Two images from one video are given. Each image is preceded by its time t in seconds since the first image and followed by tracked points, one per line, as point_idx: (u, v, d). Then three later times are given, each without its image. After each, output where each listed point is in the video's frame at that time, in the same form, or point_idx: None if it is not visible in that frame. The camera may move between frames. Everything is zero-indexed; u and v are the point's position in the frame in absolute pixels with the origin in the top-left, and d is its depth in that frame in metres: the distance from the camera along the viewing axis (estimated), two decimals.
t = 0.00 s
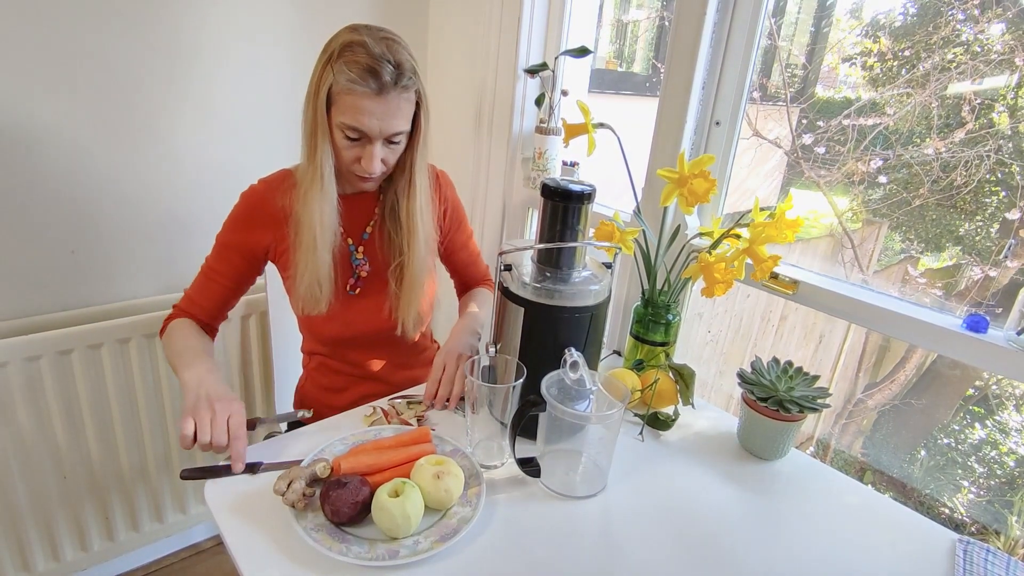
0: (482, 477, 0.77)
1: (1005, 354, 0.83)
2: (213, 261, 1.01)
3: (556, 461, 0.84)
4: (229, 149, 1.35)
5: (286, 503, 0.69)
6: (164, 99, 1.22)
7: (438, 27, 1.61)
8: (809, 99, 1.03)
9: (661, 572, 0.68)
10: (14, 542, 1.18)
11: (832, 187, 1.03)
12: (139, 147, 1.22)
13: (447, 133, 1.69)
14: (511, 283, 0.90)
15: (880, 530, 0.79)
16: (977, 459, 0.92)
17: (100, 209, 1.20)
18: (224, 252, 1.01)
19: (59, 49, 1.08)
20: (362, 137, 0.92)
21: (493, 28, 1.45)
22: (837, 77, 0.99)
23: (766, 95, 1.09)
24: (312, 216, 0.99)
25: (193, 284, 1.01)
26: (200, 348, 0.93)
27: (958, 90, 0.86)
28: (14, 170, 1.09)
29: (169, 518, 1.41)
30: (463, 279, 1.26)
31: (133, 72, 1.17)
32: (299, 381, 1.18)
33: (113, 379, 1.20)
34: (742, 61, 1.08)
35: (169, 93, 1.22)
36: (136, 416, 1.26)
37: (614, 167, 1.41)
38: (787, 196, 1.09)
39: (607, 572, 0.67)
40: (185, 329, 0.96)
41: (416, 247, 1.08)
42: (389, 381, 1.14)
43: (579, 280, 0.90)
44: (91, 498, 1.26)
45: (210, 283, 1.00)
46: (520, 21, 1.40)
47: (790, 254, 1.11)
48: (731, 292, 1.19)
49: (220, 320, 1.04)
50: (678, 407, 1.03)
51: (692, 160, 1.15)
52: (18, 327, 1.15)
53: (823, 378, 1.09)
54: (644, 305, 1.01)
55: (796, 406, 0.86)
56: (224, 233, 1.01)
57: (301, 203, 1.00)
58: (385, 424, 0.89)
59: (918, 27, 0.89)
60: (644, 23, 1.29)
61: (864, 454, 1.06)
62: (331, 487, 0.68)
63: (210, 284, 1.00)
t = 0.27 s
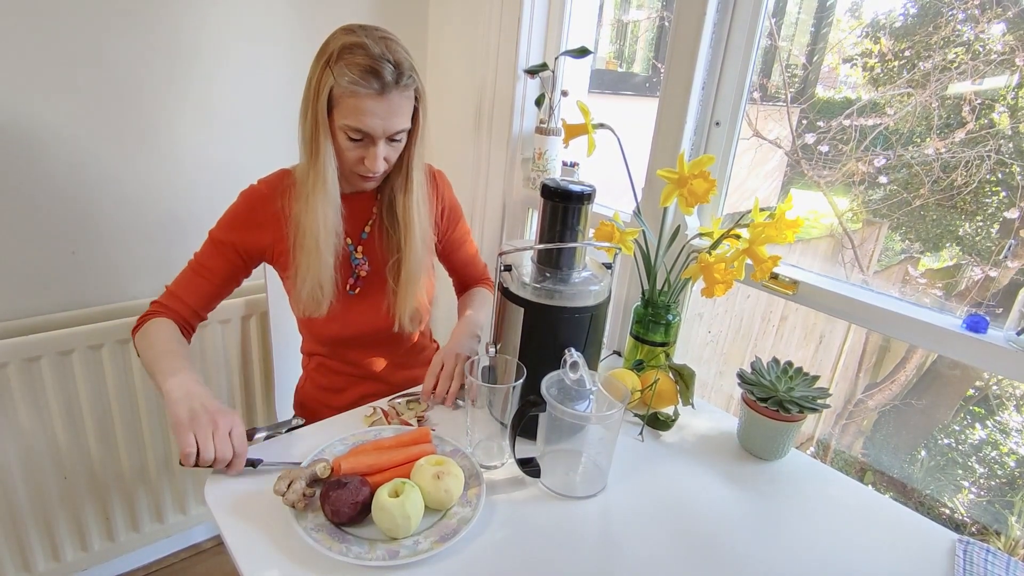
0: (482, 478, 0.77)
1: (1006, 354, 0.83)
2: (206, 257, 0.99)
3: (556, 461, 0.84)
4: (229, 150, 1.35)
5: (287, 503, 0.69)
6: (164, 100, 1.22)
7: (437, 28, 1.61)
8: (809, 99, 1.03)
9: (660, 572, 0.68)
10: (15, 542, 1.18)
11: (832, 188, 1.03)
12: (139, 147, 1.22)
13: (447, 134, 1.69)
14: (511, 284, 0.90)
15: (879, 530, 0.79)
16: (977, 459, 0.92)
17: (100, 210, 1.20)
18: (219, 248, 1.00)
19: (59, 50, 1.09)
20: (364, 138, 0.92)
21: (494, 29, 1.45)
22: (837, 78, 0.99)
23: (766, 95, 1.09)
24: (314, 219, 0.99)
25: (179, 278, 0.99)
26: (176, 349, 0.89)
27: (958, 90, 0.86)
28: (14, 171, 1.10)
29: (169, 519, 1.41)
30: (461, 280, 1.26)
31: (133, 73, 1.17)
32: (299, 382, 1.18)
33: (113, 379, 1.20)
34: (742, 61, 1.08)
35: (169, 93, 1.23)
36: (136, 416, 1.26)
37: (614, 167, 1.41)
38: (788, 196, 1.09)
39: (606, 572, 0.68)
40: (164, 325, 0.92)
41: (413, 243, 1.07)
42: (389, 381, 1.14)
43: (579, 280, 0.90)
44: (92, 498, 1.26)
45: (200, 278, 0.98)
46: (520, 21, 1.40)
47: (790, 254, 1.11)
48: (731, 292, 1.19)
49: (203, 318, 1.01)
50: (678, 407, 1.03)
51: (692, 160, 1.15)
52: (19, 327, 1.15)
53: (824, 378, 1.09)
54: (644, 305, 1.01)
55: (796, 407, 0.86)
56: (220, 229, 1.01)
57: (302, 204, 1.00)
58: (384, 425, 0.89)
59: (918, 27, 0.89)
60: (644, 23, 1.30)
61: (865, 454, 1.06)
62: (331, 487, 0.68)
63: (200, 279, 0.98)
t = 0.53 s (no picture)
0: (483, 478, 0.77)
1: (1006, 354, 0.83)
2: (205, 255, 0.99)
3: (556, 461, 0.84)
4: (229, 151, 1.35)
5: (287, 503, 0.69)
6: (165, 100, 1.22)
7: (437, 28, 1.61)
8: (809, 100, 1.04)
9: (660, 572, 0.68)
10: (14, 542, 1.18)
11: (832, 188, 1.03)
12: (139, 147, 1.22)
13: (447, 134, 1.69)
14: (511, 284, 0.90)
15: (879, 530, 0.79)
16: (977, 460, 0.92)
17: (100, 210, 1.20)
18: (219, 246, 1.00)
19: (59, 50, 1.09)
20: (363, 138, 0.92)
21: (494, 29, 1.45)
22: (837, 78, 0.99)
23: (766, 96, 1.09)
24: (314, 218, 0.99)
25: (177, 274, 0.98)
26: (175, 341, 0.90)
27: (959, 91, 0.86)
28: (14, 171, 1.10)
29: (169, 519, 1.41)
30: (462, 280, 1.26)
31: (133, 73, 1.17)
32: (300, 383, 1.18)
33: (113, 379, 1.20)
34: (743, 61, 1.08)
35: (169, 93, 1.22)
36: (136, 416, 1.26)
37: (614, 168, 1.42)
38: (788, 196, 1.09)
39: (606, 572, 0.68)
40: (163, 319, 0.93)
41: (413, 242, 1.07)
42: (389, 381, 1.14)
43: (579, 280, 0.90)
44: (92, 498, 1.26)
45: (199, 276, 0.98)
46: (521, 22, 1.40)
47: (791, 254, 1.11)
48: (731, 293, 1.19)
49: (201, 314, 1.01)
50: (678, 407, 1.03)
51: (692, 160, 1.15)
52: (19, 328, 1.15)
53: (824, 378, 1.09)
54: (644, 305, 1.01)
55: (797, 407, 0.86)
56: (220, 228, 1.01)
57: (302, 204, 1.00)
58: (384, 425, 0.89)
59: (918, 27, 0.89)
60: (644, 24, 1.30)
61: (865, 454, 1.07)
62: (331, 487, 0.68)
63: (198, 277, 0.98)
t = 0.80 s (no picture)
0: (484, 478, 0.77)
1: (1006, 354, 0.83)
2: (211, 256, 1.00)
3: (557, 462, 0.84)
4: (229, 151, 1.35)
5: (288, 504, 0.69)
6: (165, 100, 1.22)
7: (437, 28, 1.61)
8: (809, 100, 1.04)
9: (661, 572, 0.68)
10: (14, 543, 1.18)
11: (833, 189, 1.03)
12: (139, 147, 1.22)
13: (447, 134, 1.69)
14: (511, 284, 0.90)
15: (880, 531, 0.79)
16: (978, 460, 0.92)
17: (100, 210, 1.20)
18: (224, 247, 1.01)
19: (59, 50, 1.09)
20: (360, 135, 0.92)
21: (494, 30, 1.45)
22: (837, 78, 0.99)
23: (766, 96, 1.09)
24: (312, 217, 0.99)
25: (187, 276, 0.99)
26: (214, 330, 0.93)
27: (959, 91, 0.86)
28: (14, 171, 1.10)
29: (169, 519, 1.40)
30: (462, 281, 1.25)
31: (133, 73, 1.17)
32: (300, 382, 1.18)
33: (113, 379, 1.20)
34: (743, 62, 1.08)
35: (169, 93, 1.22)
36: (136, 416, 1.26)
37: (613, 168, 1.42)
38: (788, 197, 1.09)
39: (607, 572, 0.68)
40: (183, 319, 0.95)
41: (411, 241, 1.07)
42: (389, 380, 1.14)
43: (579, 280, 0.90)
44: (93, 498, 1.26)
45: (205, 277, 0.99)
46: (521, 22, 1.40)
47: (791, 255, 1.11)
48: (731, 293, 1.19)
49: (213, 313, 1.03)
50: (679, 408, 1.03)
51: (693, 160, 1.15)
52: (19, 328, 1.15)
53: (824, 378, 1.09)
54: (644, 306, 1.01)
55: (797, 407, 0.86)
56: (224, 229, 1.01)
57: (300, 203, 1.00)
58: (385, 425, 0.89)
59: (918, 28, 0.89)
60: (644, 24, 1.30)
61: (865, 455, 1.07)
62: (332, 488, 0.68)
63: (206, 278, 0.99)
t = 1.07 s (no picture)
0: (484, 478, 0.77)
1: (1007, 354, 0.83)
2: (219, 263, 1.02)
3: (557, 462, 0.84)
4: (230, 151, 1.35)
5: (288, 504, 0.69)
6: (165, 100, 1.22)
7: (438, 28, 1.61)
8: (810, 100, 1.04)
9: (660, 572, 0.69)
10: (15, 542, 1.18)
11: (833, 189, 1.03)
12: (139, 147, 1.22)
13: (447, 134, 1.70)
14: (512, 284, 0.90)
15: (881, 531, 0.78)
16: (978, 461, 0.92)
17: (101, 210, 1.20)
18: (230, 252, 1.02)
19: (60, 51, 1.09)
20: (361, 134, 0.92)
21: (494, 30, 1.45)
22: (838, 78, 0.99)
23: (767, 96, 1.09)
24: (312, 216, 0.99)
25: (200, 283, 1.02)
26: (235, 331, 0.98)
27: (959, 91, 0.86)
28: (14, 171, 1.10)
29: (170, 519, 1.40)
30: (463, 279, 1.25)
31: (134, 73, 1.17)
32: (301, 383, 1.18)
33: (114, 379, 1.20)
34: (743, 62, 1.08)
35: (169, 94, 1.23)
36: (137, 417, 1.26)
37: (613, 167, 1.42)
38: (788, 197, 1.09)
39: (607, 572, 0.68)
40: (203, 325, 0.99)
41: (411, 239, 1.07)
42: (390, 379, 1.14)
43: (580, 280, 0.90)
44: (93, 498, 1.26)
45: (215, 283, 1.02)
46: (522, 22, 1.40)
47: (791, 255, 1.11)
48: (731, 293, 1.19)
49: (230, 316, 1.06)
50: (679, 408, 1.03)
51: (693, 160, 1.15)
52: (19, 328, 1.15)
53: (824, 379, 1.09)
54: (645, 306, 1.01)
55: (798, 407, 0.86)
56: (229, 235, 1.02)
57: (301, 203, 1.00)
58: (385, 425, 0.89)
59: (918, 28, 0.89)
60: (644, 25, 1.30)
61: (865, 455, 1.07)
62: (332, 488, 0.68)
63: (218, 284, 1.02)
